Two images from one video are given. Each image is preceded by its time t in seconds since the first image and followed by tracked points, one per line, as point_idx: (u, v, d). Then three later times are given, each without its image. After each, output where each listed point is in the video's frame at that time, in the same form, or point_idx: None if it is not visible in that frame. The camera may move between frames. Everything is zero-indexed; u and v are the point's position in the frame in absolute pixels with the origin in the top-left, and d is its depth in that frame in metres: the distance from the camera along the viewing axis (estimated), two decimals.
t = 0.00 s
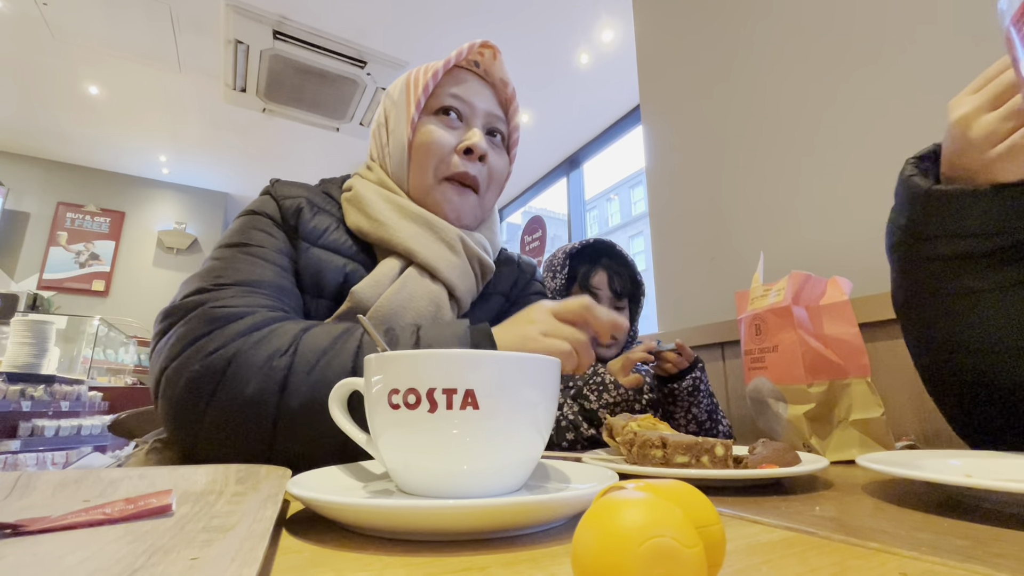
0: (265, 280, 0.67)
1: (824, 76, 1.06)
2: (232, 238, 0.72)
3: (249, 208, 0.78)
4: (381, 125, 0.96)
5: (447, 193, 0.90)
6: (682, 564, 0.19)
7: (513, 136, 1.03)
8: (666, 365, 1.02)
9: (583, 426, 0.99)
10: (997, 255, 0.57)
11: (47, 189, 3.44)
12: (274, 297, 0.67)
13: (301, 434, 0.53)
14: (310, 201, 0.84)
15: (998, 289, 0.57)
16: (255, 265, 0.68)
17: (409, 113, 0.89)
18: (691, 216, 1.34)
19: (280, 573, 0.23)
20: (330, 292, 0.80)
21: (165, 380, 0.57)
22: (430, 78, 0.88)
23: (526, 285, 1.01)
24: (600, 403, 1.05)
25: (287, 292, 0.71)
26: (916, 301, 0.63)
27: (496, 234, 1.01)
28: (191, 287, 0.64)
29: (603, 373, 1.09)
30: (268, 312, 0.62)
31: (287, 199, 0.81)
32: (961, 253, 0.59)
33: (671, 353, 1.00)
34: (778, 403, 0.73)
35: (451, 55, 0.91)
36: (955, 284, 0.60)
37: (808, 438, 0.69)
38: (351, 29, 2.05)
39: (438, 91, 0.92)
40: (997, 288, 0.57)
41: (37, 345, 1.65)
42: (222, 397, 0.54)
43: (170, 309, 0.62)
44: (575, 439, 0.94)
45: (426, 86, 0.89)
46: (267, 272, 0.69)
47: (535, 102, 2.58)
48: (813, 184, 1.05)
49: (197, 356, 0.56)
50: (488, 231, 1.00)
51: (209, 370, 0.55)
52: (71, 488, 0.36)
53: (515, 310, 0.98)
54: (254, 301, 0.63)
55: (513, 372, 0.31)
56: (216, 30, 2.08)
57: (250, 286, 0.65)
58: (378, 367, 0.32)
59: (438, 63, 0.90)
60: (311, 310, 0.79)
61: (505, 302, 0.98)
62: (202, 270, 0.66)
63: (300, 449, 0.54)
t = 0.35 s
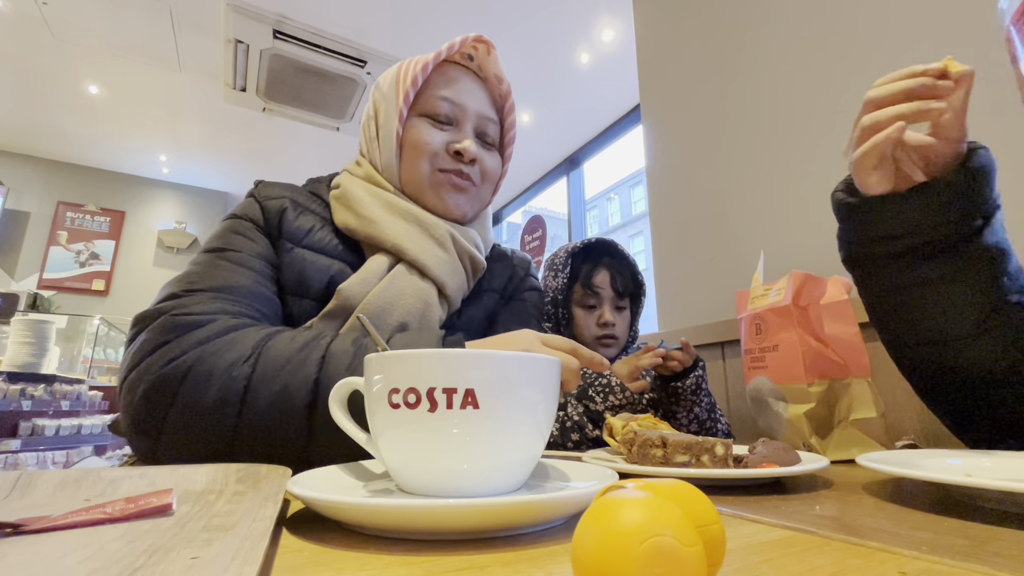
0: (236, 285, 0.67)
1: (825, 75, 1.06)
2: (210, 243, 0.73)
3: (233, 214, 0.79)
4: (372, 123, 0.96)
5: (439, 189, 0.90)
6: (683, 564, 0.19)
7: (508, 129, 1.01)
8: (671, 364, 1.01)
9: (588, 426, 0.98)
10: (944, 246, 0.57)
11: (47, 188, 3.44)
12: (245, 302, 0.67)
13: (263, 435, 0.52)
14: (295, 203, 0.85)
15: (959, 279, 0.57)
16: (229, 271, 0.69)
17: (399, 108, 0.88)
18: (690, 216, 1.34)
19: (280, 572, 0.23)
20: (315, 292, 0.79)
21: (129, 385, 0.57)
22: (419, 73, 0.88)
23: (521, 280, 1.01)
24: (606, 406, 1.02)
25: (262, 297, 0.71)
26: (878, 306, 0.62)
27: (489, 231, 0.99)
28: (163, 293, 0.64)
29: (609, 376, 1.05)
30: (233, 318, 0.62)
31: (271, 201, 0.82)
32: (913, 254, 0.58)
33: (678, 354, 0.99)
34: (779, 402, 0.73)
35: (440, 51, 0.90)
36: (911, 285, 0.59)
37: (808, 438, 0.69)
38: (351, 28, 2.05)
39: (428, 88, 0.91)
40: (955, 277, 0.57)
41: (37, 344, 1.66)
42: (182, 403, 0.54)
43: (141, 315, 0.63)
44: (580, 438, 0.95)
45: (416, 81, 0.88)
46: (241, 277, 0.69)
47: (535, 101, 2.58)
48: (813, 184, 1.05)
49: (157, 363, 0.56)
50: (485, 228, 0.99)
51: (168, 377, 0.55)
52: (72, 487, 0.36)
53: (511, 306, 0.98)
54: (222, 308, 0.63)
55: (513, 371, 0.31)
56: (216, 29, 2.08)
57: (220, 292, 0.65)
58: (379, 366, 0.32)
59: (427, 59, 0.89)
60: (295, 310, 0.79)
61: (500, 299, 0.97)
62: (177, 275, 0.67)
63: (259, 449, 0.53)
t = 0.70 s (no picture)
0: (234, 287, 0.68)
1: (824, 74, 1.06)
2: (201, 245, 0.72)
3: (217, 215, 0.78)
4: (347, 117, 0.93)
5: (420, 189, 0.88)
6: (683, 563, 0.19)
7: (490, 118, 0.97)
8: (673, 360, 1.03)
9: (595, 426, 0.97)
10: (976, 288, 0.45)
11: (46, 188, 3.44)
12: (246, 304, 0.67)
13: (276, 430, 0.52)
14: (276, 202, 0.84)
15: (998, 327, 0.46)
16: (228, 273, 0.69)
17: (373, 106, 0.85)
18: (691, 215, 1.33)
19: (281, 571, 0.23)
20: (301, 294, 0.79)
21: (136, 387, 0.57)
22: (393, 67, 0.84)
23: (510, 274, 1.00)
24: (614, 408, 1.02)
25: (260, 299, 0.71)
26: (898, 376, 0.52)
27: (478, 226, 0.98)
28: (162, 295, 0.64)
29: (617, 377, 1.05)
30: (241, 318, 0.62)
31: (254, 202, 0.81)
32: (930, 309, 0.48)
33: (681, 349, 1.02)
34: (778, 402, 0.73)
35: (415, 40, 0.86)
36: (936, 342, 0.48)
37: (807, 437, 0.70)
38: (351, 27, 2.05)
39: (405, 80, 0.87)
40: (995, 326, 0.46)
41: (38, 344, 1.66)
42: (195, 403, 0.54)
43: (140, 318, 0.62)
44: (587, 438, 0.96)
45: (390, 76, 0.85)
46: (238, 280, 0.69)
47: (535, 101, 2.59)
48: (813, 183, 1.05)
49: (166, 366, 0.56)
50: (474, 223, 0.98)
51: (180, 378, 0.55)
52: (72, 486, 0.36)
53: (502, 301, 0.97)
54: (227, 310, 0.63)
55: (513, 370, 0.31)
56: (216, 28, 2.08)
57: (222, 294, 0.66)
58: (379, 365, 0.32)
59: (401, 50, 0.85)
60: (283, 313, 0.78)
61: (491, 293, 0.96)
62: (174, 278, 0.66)
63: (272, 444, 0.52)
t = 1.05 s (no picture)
0: (226, 290, 0.68)
1: (823, 74, 1.06)
2: (192, 248, 0.72)
3: (208, 217, 0.77)
4: (338, 116, 0.92)
5: (416, 187, 0.87)
6: (683, 563, 0.19)
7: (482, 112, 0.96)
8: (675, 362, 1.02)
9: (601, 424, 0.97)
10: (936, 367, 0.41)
11: (46, 187, 3.44)
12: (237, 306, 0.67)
13: (274, 431, 0.52)
14: (267, 203, 0.83)
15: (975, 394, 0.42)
16: (221, 275, 0.69)
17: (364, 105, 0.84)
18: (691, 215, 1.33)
19: (281, 570, 0.23)
20: (294, 296, 0.78)
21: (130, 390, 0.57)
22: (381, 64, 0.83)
23: (507, 271, 0.99)
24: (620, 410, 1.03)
25: (252, 301, 0.71)
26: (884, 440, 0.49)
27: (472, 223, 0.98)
28: (155, 299, 0.64)
29: (620, 379, 1.05)
30: (234, 321, 0.62)
31: (244, 204, 0.80)
32: (892, 381, 0.44)
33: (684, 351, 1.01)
34: (778, 402, 0.73)
35: (402, 36, 0.85)
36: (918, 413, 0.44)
37: (807, 437, 0.69)
38: (351, 26, 2.05)
39: (394, 76, 0.86)
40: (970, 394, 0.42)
41: (38, 343, 1.66)
42: (188, 407, 0.54)
43: (132, 324, 0.62)
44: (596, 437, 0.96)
45: (379, 73, 0.84)
46: (230, 282, 0.69)
47: (535, 100, 2.59)
48: (813, 182, 1.05)
49: (160, 369, 0.56)
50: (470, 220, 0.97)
51: (173, 382, 0.55)
52: (72, 486, 0.36)
53: (497, 299, 0.96)
54: (220, 314, 0.63)
55: (513, 370, 0.31)
56: (215, 28, 2.08)
57: (215, 297, 0.66)
58: (379, 364, 0.32)
59: (388, 47, 0.84)
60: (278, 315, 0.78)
61: (486, 292, 0.96)
62: (166, 282, 0.66)
63: (270, 446, 0.52)
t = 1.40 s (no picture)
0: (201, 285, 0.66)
1: (824, 73, 1.06)
2: (185, 249, 0.71)
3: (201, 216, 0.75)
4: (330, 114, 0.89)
5: (411, 183, 0.83)
6: (682, 563, 0.19)
7: (475, 108, 0.95)
8: (686, 368, 1.01)
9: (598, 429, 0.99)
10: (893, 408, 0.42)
11: (47, 187, 3.44)
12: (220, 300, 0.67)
13: (248, 387, 0.54)
14: (263, 205, 0.79)
15: (937, 427, 0.42)
16: (214, 277, 0.68)
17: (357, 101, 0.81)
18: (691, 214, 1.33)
19: (280, 570, 0.23)
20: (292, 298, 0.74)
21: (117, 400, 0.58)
22: (375, 58, 0.80)
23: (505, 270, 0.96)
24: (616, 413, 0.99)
25: (253, 303, 0.70)
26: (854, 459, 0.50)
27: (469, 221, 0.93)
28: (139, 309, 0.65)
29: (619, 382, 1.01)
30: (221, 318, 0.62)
31: (239, 206, 0.76)
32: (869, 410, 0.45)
33: (694, 361, 1.00)
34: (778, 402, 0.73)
35: (396, 30, 0.83)
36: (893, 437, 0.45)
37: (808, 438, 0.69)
38: (351, 26, 2.05)
39: (388, 72, 0.84)
40: (931, 427, 0.42)
41: (38, 343, 1.67)
42: (166, 401, 0.54)
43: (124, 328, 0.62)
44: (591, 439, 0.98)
45: (373, 67, 0.81)
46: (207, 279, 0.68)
47: (535, 99, 2.58)
48: (813, 182, 1.05)
49: (134, 373, 0.56)
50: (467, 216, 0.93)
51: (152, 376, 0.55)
52: (71, 485, 0.36)
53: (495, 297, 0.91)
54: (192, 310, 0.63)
55: (512, 369, 0.31)
56: (215, 27, 2.08)
57: (207, 297, 0.65)
58: (379, 364, 0.32)
59: (381, 41, 0.81)
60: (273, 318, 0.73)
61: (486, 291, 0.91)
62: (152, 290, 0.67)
63: (246, 405, 0.54)
